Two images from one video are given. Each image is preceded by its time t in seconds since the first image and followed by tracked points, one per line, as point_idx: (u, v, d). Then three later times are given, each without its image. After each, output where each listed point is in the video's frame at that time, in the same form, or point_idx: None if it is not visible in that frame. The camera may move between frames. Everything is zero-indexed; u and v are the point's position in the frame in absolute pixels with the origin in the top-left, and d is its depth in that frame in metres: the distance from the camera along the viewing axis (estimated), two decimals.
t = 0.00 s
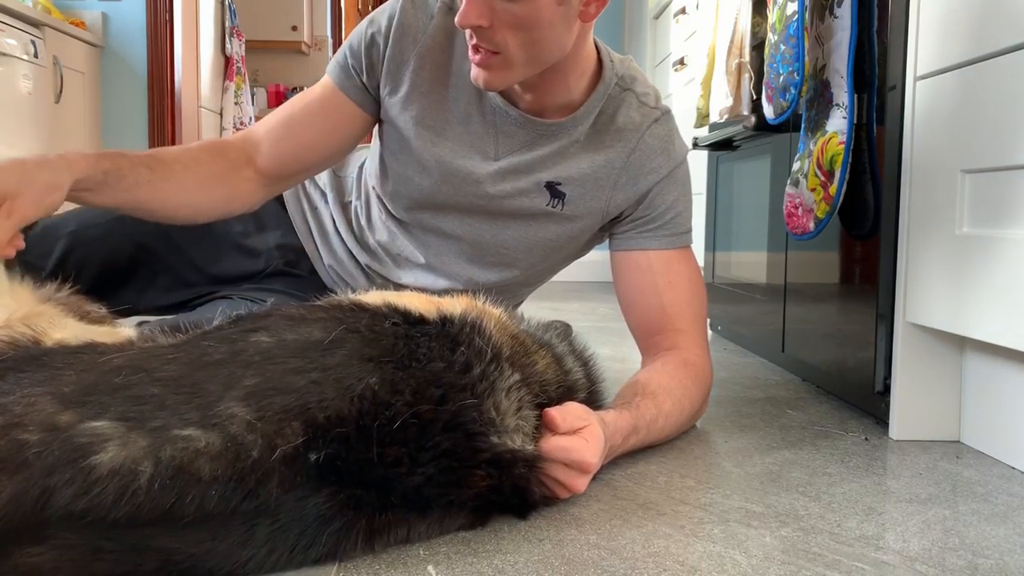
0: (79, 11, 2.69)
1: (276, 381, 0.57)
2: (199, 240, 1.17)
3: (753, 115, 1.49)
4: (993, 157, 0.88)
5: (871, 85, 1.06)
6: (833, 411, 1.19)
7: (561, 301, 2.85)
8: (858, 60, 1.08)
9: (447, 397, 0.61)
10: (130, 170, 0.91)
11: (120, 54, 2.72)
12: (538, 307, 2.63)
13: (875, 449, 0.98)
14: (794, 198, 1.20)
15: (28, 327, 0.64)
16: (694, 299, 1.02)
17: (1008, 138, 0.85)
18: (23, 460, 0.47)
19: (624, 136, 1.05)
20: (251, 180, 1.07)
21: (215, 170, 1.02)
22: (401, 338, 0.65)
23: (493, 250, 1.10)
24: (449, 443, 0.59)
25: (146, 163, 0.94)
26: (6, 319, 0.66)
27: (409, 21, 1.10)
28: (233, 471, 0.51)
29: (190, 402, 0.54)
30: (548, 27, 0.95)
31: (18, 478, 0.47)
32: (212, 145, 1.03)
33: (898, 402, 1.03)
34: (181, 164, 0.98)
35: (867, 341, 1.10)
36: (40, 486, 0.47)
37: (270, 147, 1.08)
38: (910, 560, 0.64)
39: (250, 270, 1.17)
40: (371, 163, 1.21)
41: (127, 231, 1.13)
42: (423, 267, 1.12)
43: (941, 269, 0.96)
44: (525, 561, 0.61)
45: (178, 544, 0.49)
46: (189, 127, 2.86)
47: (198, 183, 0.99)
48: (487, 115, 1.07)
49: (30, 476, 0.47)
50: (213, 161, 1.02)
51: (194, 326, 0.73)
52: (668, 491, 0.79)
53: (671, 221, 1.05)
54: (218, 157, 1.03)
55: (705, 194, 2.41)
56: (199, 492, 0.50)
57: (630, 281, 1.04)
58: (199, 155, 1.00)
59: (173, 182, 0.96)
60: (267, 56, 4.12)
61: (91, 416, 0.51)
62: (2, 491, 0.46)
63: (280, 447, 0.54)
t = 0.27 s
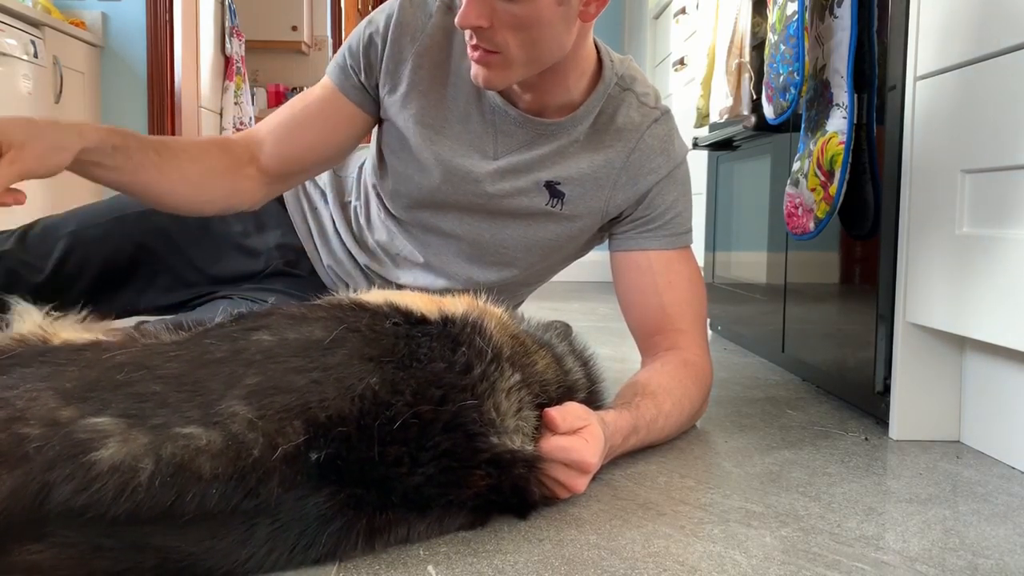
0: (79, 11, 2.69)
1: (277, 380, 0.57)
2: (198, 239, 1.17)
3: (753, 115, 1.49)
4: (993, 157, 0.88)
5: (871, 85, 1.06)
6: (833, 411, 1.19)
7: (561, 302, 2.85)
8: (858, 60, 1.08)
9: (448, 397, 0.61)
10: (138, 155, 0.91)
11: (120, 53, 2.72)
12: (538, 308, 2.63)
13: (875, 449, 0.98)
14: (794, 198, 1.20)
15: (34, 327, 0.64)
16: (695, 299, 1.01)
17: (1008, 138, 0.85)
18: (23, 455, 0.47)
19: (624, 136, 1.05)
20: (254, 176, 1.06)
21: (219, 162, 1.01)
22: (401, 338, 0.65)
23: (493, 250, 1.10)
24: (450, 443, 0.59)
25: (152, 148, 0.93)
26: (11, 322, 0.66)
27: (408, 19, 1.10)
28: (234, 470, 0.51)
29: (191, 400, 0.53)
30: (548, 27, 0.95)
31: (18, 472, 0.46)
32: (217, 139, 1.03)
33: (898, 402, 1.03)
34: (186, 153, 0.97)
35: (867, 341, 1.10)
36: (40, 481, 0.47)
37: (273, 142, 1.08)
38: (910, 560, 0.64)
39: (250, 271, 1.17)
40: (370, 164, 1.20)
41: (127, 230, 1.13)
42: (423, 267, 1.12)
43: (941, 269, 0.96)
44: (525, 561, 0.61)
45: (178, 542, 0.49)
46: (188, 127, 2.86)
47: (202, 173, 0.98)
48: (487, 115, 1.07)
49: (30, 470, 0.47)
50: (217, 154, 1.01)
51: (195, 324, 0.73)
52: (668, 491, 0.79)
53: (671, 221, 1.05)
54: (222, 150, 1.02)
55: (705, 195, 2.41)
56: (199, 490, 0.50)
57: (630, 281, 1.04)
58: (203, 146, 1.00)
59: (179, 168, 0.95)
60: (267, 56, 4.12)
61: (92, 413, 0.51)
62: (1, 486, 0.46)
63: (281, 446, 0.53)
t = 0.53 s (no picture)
0: (79, 11, 2.69)
1: (279, 381, 0.57)
2: (197, 238, 1.17)
3: (753, 115, 1.49)
4: (993, 157, 0.88)
5: (872, 85, 1.06)
6: (833, 411, 1.19)
7: (562, 301, 2.85)
8: (858, 60, 1.08)
9: (449, 398, 0.61)
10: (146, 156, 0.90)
11: (120, 54, 2.72)
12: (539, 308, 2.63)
13: (875, 449, 0.98)
14: (794, 198, 1.20)
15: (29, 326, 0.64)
16: (695, 299, 1.01)
17: (1008, 138, 0.85)
18: (25, 457, 0.47)
19: (624, 136, 1.05)
20: (256, 175, 1.07)
21: (222, 163, 1.01)
22: (403, 338, 0.65)
23: (493, 250, 1.10)
24: (450, 443, 0.59)
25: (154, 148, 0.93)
26: None
27: (408, 19, 1.10)
28: (236, 472, 0.51)
29: (192, 402, 0.53)
30: (552, 28, 0.95)
31: (19, 475, 0.46)
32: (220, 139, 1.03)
33: (898, 402, 1.03)
34: (190, 153, 0.97)
35: (868, 341, 1.10)
36: (42, 484, 0.47)
37: (274, 142, 1.08)
38: (910, 560, 0.64)
39: (251, 270, 1.17)
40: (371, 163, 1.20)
41: (127, 230, 1.13)
42: (423, 267, 1.12)
43: (941, 270, 0.96)
44: (525, 561, 0.61)
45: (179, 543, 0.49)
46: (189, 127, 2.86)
47: (205, 173, 0.98)
48: (488, 114, 1.07)
49: (31, 474, 0.47)
50: (220, 154, 1.01)
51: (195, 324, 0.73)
52: (668, 492, 0.79)
53: (672, 221, 1.05)
54: (225, 150, 1.02)
55: (705, 194, 2.41)
56: (201, 492, 0.50)
57: (631, 281, 1.04)
58: (206, 146, 1.00)
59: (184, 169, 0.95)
60: (267, 56, 4.12)
61: (93, 414, 0.51)
62: (3, 489, 0.46)
63: (283, 447, 0.53)
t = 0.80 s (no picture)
0: (79, 11, 2.69)
1: (279, 380, 0.57)
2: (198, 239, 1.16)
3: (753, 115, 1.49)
4: (993, 157, 0.88)
5: (872, 85, 1.06)
6: (833, 411, 1.19)
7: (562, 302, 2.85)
8: (858, 61, 1.08)
9: (449, 396, 0.61)
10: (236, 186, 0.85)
11: (120, 54, 2.72)
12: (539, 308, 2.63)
13: (875, 449, 0.98)
14: (794, 198, 1.20)
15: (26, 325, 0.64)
16: (696, 299, 1.01)
17: (1008, 138, 0.85)
18: (25, 457, 0.47)
19: (623, 135, 1.05)
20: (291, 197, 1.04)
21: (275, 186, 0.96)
22: (403, 336, 0.65)
23: (494, 251, 1.10)
24: (451, 441, 0.59)
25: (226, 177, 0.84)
26: None
27: (409, 22, 1.09)
28: (236, 471, 0.51)
29: (193, 401, 0.54)
30: (601, 35, 0.92)
31: (20, 474, 0.47)
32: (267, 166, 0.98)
33: (898, 402, 1.03)
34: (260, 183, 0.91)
35: (868, 341, 1.10)
36: (42, 483, 0.47)
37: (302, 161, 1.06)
38: (910, 560, 0.64)
39: (251, 270, 1.17)
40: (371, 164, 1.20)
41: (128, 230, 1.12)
42: (425, 269, 1.12)
43: (941, 270, 0.96)
44: (525, 561, 0.61)
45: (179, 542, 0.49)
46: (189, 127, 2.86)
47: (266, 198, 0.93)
48: (487, 115, 1.06)
49: (31, 473, 0.47)
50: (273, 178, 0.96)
51: (195, 323, 0.73)
52: (667, 491, 0.79)
53: (671, 221, 1.05)
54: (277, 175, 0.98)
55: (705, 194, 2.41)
56: (201, 491, 0.50)
57: (631, 281, 1.04)
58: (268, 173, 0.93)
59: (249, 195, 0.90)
60: (267, 56, 4.12)
61: (93, 414, 0.51)
62: (3, 488, 0.46)
63: (283, 446, 0.53)
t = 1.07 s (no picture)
0: (79, 11, 2.69)
1: (281, 377, 0.57)
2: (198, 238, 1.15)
3: (753, 115, 1.49)
4: (993, 156, 0.88)
5: (872, 85, 1.05)
6: (833, 410, 1.19)
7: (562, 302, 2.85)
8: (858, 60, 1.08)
9: (450, 389, 0.61)
10: (340, 163, 0.77)
11: (120, 54, 2.72)
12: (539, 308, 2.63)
13: (875, 449, 0.98)
14: (794, 198, 1.20)
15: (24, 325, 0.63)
16: (700, 299, 1.01)
17: (1009, 137, 0.85)
18: (26, 456, 0.47)
19: (622, 135, 1.06)
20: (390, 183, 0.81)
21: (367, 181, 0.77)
22: (403, 333, 0.64)
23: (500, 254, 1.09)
24: (452, 434, 0.59)
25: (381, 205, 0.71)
26: None
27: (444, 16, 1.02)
28: (237, 469, 0.51)
29: (194, 400, 0.54)
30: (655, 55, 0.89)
31: (20, 473, 0.47)
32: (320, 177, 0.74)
33: (899, 402, 1.02)
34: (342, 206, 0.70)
35: (868, 341, 1.10)
36: (43, 482, 0.47)
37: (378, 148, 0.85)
38: (910, 560, 0.64)
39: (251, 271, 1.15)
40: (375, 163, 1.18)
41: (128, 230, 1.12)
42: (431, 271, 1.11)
43: (941, 270, 0.96)
44: (525, 561, 0.61)
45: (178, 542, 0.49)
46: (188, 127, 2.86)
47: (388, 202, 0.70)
48: (511, 118, 1.04)
49: (32, 472, 0.47)
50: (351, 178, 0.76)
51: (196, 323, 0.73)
52: (667, 491, 0.79)
53: (678, 221, 1.05)
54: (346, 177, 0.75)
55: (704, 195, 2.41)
56: (202, 490, 0.50)
57: (636, 280, 1.04)
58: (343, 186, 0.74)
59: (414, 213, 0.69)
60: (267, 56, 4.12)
61: (94, 413, 0.51)
62: (3, 487, 0.46)
63: (285, 444, 0.53)
